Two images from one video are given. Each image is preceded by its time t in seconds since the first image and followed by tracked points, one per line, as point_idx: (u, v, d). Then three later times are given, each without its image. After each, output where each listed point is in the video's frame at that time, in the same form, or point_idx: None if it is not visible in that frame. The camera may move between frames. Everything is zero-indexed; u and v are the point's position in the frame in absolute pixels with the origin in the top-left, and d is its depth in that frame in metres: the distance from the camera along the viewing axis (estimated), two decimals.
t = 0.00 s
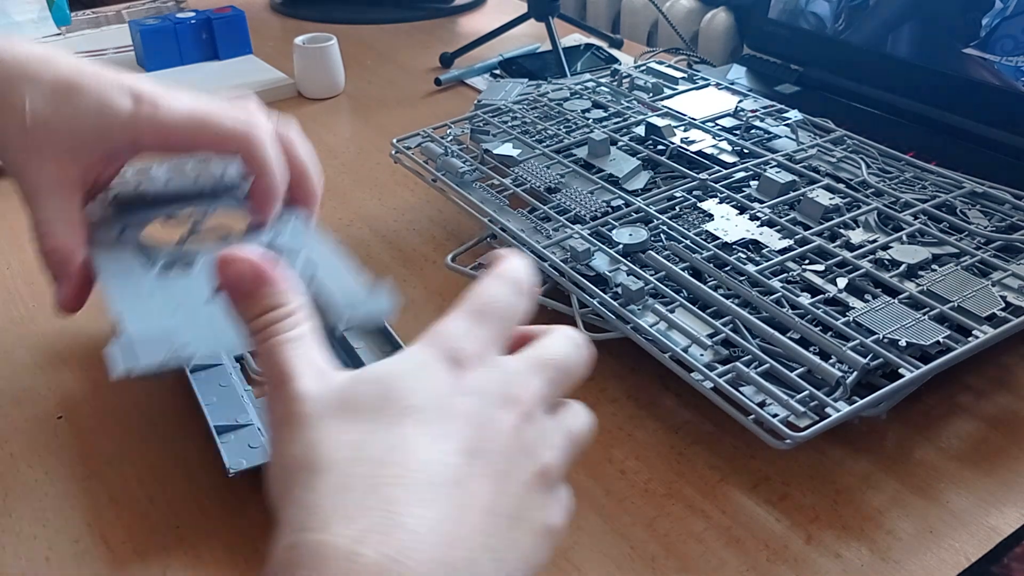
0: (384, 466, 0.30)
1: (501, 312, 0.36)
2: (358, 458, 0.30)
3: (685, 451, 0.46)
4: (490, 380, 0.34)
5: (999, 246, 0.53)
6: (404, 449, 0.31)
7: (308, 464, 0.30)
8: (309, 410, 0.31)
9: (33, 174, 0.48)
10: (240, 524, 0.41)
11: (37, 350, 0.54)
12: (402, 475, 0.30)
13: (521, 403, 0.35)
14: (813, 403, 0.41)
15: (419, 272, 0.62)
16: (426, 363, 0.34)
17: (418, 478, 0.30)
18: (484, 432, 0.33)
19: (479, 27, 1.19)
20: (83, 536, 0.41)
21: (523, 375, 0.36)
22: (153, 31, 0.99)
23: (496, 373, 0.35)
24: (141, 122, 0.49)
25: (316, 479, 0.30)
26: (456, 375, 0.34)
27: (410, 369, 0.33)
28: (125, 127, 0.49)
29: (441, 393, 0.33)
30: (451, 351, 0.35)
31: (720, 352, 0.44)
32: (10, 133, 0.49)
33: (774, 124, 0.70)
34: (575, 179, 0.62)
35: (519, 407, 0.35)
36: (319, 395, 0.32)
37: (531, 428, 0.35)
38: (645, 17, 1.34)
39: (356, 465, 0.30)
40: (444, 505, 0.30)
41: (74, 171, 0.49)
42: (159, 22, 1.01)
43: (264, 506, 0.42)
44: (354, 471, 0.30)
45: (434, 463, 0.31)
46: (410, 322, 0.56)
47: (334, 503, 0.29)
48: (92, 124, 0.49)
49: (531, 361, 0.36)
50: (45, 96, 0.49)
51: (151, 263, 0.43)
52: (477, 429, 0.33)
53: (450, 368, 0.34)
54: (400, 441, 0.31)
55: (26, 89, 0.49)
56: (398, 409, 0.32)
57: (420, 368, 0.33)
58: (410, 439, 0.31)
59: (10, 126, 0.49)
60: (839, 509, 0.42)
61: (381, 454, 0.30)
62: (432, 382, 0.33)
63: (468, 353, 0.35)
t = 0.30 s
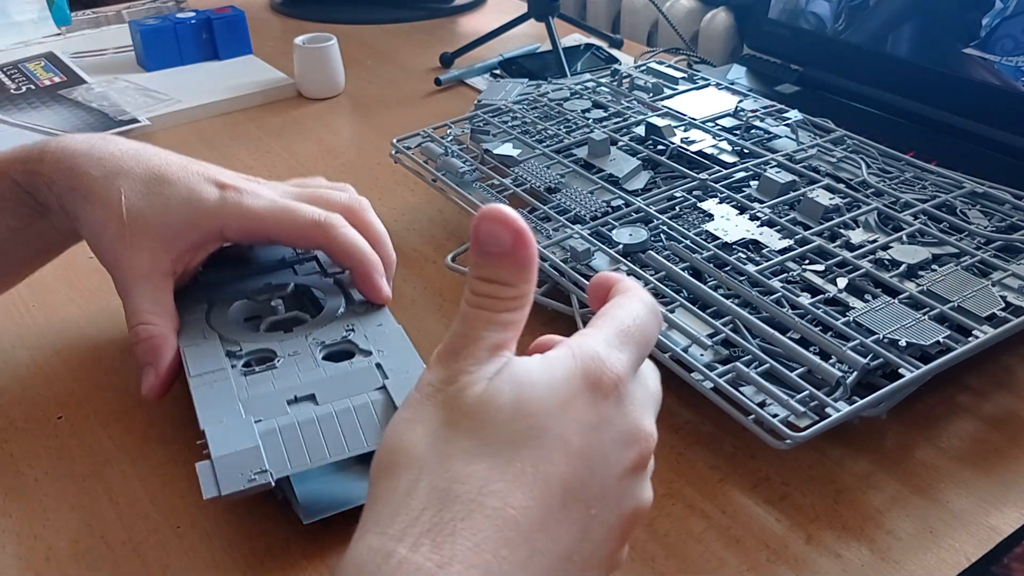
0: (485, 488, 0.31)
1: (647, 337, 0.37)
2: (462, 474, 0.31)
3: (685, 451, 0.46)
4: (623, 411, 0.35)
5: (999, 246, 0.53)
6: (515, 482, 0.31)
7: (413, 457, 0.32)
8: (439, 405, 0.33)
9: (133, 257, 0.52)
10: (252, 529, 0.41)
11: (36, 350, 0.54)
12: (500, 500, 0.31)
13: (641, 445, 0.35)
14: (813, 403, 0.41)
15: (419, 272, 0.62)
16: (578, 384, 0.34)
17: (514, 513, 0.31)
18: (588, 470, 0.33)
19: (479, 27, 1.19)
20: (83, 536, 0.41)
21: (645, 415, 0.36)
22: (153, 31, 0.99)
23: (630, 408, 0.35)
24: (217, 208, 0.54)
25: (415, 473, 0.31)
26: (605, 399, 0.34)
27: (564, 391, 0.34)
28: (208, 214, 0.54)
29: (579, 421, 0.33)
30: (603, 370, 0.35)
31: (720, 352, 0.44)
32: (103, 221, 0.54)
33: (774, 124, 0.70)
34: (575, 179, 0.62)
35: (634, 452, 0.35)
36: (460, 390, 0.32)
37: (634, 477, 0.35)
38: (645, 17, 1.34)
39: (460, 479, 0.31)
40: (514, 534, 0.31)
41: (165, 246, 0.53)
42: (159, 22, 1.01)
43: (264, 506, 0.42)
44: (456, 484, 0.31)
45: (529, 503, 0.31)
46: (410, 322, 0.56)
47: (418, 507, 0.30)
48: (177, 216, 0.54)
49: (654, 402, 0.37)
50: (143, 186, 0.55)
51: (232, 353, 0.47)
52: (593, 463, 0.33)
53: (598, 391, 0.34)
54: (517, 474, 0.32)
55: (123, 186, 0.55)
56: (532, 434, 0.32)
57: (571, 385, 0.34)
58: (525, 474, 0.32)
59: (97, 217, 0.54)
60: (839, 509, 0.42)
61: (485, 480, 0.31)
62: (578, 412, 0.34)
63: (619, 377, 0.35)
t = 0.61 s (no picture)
0: (498, 503, 0.31)
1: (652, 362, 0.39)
2: (478, 487, 0.32)
3: (685, 450, 0.46)
4: (631, 432, 0.36)
5: (999, 246, 0.53)
6: (528, 499, 0.32)
7: (430, 467, 0.33)
8: (456, 416, 0.34)
9: (138, 274, 0.51)
10: (252, 529, 0.41)
11: (37, 350, 0.54)
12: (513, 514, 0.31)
13: (647, 465, 0.36)
14: (813, 403, 0.41)
15: (419, 272, 0.62)
16: (591, 405, 0.34)
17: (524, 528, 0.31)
18: (596, 489, 0.34)
19: (479, 27, 1.19)
20: (83, 536, 0.41)
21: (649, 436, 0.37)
22: (153, 31, 0.99)
23: (638, 430, 0.36)
24: (220, 225, 0.54)
25: (433, 484, 0.32)
26: (616, 420, 0.35)
27: (579, 412, 0.34)
28: (209, 229, 0.54)
29: (592, 442, 0.34)
30: (616, 391, 0.35)
31: (721, 352, 0.44)
32: (106, 240, 0.54)
33: (774, 124, 0.70)
34: (575, 179, 0.62)
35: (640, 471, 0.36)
36: (480, 401, 0.33)
37: (636, 497, 0.35)
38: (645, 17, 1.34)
39: (474, 492, 0.31)
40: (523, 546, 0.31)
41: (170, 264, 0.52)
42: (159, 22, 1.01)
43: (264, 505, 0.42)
44: (471, 496, 0.31)
45: (539, 519, 0.32)
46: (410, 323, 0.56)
47: (432, 517, 0.31)
48: (179, 232, 0.53)
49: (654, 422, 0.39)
50: (146, 202, 0.55)
51: (244, 362, 0.47)
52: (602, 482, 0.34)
53: (610, 411, 0.35)
54: (529, 493, 0.32)
55: (125, 204, 0.55)
56: (545, 453, 0.33)
57: (585, 406, 0.34)
58: (537, 491, 0.32)
59: (101, 234, 0.54)
60: (839, 509, 0.42)
61: (500, 495, 0.32)
62: (591, 432, 0.34)
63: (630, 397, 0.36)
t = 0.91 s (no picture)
0: (434, 500, 0.33)
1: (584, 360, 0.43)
2: (415, 476, 0.33)
3: (685, 450, 0.46)
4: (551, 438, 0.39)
5: (999, 246, 0.53)
6: (461, 500, 0.34)
7: (372, 478, 0.32)
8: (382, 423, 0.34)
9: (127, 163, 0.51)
10: (252, 528, 0.41)
11: (37, 350, 0.54)
12: (452, 513, 0.34)
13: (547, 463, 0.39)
14: (813, 403, 0.41)
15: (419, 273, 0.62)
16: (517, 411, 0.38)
17: (463, 527, 0.34)
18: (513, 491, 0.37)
19: (479, 27, 1.19)
20: (84, 536, 0.41)
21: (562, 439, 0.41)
22: (153, 31, 0.99)
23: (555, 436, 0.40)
24: (195, 108, 0.56)
25: (377, 497, 0.32)
26: (536, 427, 0.39)
27: (505, 417, 0.37)
28: (188, 108, 0.56)
29: (513, 448, 0.37)
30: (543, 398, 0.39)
31: (720, 352, 0.44)
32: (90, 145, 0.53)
33: (774, 124, 0.70)
34: (575, 179, 0.62)
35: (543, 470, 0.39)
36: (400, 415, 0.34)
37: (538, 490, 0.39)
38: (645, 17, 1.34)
39: (419, 488, 0.33)
40: (461, 542, 0.34)
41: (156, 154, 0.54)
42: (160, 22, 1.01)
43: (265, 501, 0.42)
44: (412, 489, 0.33)
45: (465, 517, 0.34)
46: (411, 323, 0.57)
47: (383, 513, 0.32)
48: (157, 115, 0.55)
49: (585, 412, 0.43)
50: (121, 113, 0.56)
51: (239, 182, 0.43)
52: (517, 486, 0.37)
53: (533, 421, 0.38)
54: (462, 494, 0.35)
55: (92, 121, 0.54)
56: (472, 457, 0.35)
57: (510, 414, 0.37)
58: (469, 491, 0.35)
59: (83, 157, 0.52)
60: (839, 509, 0.42)
61: (434, 494, 0.34)
62: (515, 438, 0.37)
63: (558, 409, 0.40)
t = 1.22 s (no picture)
0: (222, 440, 0.36)
1: (392, 304, 0.43)
2: (191, 411, 0.36)
3: (685, 450, 0.46)
4: (358, 376, 0.40)
5: (999, 246, 0.53)
6: (245, 434, 0.37)
7: (183, 428, 0.36)
8: (225, 358, 0.37)
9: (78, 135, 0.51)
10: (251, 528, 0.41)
11: (37, 350, 0.54)
12: (223, 457, 0.36)
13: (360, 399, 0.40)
14: (813, 403, 0.41)
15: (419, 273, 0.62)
16: (309, 347, 0.39)
17: (247, 461, 0.36)
18: (311, 427, 0.38)
19: (479, 27, 1.19)
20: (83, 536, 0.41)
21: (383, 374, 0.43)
22: (152, 30, 0.99)
23: (365, 371, 0.40)
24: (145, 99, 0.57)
25: (174, 446, 0.35)
26: (339, 368, 0.39)
27: (294, 355, 0.38)
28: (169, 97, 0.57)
29: (305, 385, 0.38)
30: (339, 340, 0.39)
31: (720, 352, 0.44)
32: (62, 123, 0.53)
33: (774, 124, 0.70)
34: (575, 179, 0.62)
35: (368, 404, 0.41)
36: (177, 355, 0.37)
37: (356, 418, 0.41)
38: (645, 17, 1.34)
39: (202, 430, 0.36)
40: (255, 480, 0.37)
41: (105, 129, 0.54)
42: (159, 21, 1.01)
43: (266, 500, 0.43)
44: (191, 425, 0.36)
45: (259, 452, 0.37)
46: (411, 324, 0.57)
47: (158, 460, 0.35)
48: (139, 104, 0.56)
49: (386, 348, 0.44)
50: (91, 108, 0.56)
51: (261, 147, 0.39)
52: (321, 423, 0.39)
53: (330, 361, 0.39)
54: (246, 428, 0.37)
55: (74, 111, 0.55)
56: (262, 395, 0.37)
57: (295, 352, 0.38)
58: (254, 428, 0.37)
59: (36, 142, 0.52)
60: (838, 508, 0.42)
61: (222, 431, 0.36)
62: (308, 380, 0.38)
63: (356, 349, 0.40)
